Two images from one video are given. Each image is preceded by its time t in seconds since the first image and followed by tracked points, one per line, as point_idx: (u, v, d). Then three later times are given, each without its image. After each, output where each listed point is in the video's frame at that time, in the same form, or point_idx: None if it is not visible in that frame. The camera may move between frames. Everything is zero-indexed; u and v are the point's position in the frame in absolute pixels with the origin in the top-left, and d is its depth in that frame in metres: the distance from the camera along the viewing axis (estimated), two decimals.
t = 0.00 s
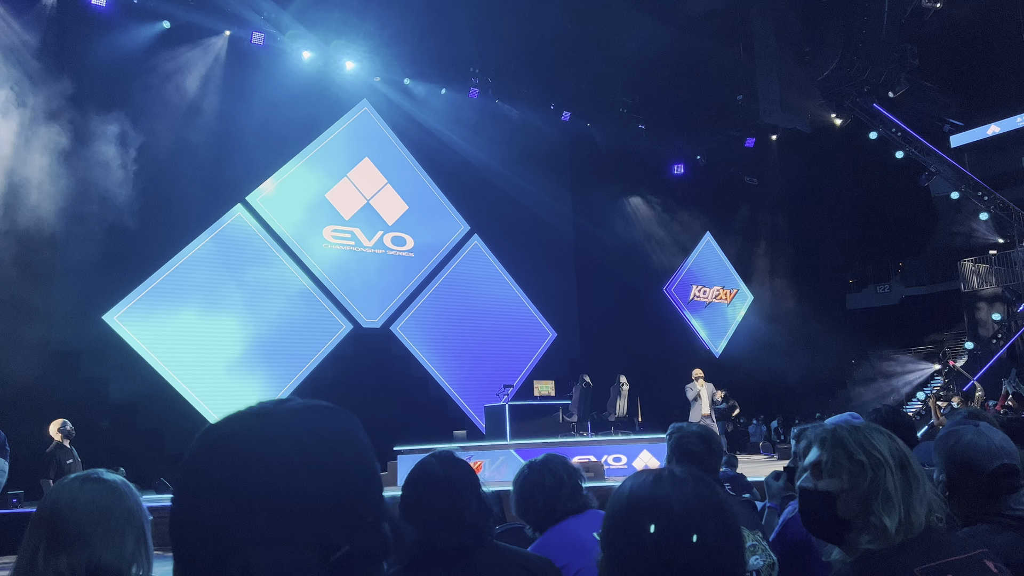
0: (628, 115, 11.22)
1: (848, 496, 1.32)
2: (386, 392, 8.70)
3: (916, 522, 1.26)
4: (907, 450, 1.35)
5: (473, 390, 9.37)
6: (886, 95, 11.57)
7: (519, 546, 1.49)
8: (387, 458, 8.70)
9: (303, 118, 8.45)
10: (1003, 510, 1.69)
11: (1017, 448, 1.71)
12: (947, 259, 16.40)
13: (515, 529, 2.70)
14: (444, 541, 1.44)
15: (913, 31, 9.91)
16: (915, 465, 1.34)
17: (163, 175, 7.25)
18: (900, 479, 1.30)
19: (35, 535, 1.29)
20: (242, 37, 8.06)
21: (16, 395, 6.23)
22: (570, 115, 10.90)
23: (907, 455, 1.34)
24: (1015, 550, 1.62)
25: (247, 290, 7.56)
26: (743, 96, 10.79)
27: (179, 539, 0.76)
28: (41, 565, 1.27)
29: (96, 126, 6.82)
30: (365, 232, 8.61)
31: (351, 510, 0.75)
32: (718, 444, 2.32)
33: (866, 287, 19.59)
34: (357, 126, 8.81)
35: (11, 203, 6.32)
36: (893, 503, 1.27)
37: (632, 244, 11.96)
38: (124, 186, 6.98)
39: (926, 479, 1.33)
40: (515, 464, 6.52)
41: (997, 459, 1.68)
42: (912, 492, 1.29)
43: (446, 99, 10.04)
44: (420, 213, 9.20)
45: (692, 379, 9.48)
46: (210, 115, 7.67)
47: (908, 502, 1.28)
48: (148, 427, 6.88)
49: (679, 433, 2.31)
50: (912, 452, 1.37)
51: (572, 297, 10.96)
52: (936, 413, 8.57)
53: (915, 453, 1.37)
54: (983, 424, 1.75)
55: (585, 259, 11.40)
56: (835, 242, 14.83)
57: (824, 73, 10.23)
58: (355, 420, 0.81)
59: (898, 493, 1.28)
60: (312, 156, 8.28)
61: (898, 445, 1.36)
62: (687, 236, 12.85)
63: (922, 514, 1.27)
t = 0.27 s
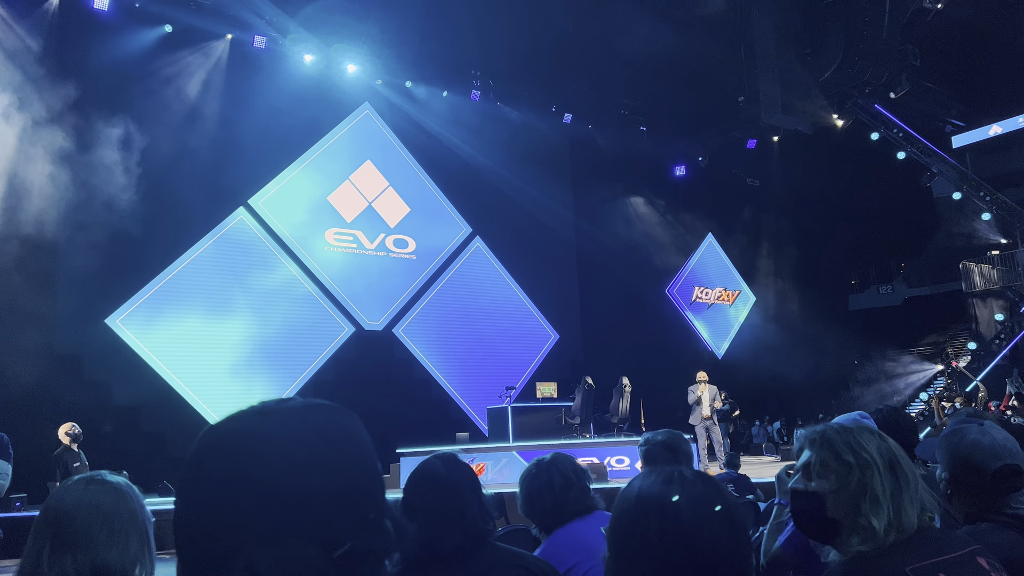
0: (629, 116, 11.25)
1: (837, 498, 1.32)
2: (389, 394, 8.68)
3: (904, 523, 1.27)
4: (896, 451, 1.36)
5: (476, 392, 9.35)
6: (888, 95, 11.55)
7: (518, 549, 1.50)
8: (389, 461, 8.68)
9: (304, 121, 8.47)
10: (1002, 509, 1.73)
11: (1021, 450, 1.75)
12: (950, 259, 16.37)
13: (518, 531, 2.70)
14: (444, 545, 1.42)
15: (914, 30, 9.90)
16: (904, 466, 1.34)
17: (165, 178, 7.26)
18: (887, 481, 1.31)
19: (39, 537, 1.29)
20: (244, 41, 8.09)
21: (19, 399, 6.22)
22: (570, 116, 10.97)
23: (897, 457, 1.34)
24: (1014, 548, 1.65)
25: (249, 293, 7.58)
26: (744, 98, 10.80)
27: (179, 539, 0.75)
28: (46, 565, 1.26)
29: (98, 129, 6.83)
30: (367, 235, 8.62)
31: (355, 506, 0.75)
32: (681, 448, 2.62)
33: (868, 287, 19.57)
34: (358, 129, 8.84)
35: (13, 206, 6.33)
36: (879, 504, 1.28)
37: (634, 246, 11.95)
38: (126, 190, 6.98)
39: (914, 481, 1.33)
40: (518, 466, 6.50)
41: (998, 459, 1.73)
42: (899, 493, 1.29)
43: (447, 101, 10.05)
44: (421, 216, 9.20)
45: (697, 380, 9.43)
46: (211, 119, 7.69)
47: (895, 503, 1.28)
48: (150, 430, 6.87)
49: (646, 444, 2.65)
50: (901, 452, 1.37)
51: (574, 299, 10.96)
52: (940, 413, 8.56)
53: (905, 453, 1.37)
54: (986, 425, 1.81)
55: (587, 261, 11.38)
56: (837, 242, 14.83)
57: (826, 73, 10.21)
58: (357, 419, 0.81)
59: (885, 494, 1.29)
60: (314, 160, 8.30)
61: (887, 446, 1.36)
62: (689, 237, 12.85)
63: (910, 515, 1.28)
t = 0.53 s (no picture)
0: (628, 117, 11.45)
1: (820, 493, 1.41)
2: (388, 395, 8.69)
3: (887, 516, 1.30)
4: (883, 446, 1.39)
5: (475, 393, 9.36)
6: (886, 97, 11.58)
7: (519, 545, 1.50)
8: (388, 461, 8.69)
9: (303, 121, 8.48)
10: (1000, 507, 1.75)
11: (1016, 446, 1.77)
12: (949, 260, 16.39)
13: (517, 530, 2.71)
14: (441, 541, 1.44)
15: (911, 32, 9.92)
16: (892, 461, 1.38)
17: (164, 178, 7.27)
18: (868, 476, 1.36)
19: (40, 535, 1.30)
20: (243, 41, 8.09)
21: (19, 399, 6.24)
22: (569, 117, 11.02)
23: (882, 452, 1.38)
24: (1011, 547, 1.69)
25: (247, 294, 7.59)
26: (742, 99, 10.83)
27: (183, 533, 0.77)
28: (47, 563, 1.28)
29: (97, 129, 6.84)
30: (366, 236, 8.63)
31: (354, 497, 0.76)
32: (663, 448, 2.74)
33: (867, 288, 19.62)
34: (357, 130, 8.85)
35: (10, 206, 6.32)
36: (857, 499, 1.34)
37: (633, 246, 11.96)
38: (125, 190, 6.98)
39: (903, 476, 1.36)
40: (517, 466, 6.51)
41: (995, 455, 1.74)
42: (881, 488, 1.34)
43: (446, 102, 10.12)
44: (420, 216, 9.21)
45: (696, 381, 9.46)
46: (211, 119, 7.70)
47: (875, 497, 1.33)
48: (149, 430, 6.88)
49: (630, 445, 2.75)
50: (892, 447, 1.40)
51: (573, 299, 10.98)
52: (938, 413, 8.58)
53: (896, 449, 1.40)
54: (982, 422, 1.83)
55: (586, 261, 11.40)
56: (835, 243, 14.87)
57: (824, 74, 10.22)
58: (357, 411, 0.82)
59: (863, 489, 1.35)
60: (312, 160, 8.31)
61: (874, 442, 1.40)
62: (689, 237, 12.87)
63: (895, 508, 1.30)
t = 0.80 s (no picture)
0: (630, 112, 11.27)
1: (815, 485, 1.41)
2: (386, 390, 8.67)
3: (868, 513, 1.31)
4: (864, 439, 1.37)
5: (474, 388, 9.38)
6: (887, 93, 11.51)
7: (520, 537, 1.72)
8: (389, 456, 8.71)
9: (304, 116, 8.47)
10: (998, 499, 1.78)
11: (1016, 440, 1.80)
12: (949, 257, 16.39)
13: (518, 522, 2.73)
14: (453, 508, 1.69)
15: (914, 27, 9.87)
16: (874, 452, 1.36)
17: (164, 173, 7.26)
18: (847, 471, 1.36)
19: (44, 521, 1.38)
20: (243, 36, 8.07)
21: (21, 393, 6.23)
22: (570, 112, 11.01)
23: (861, 441, 1.37)
24: (1009, 540, 1.70)
25: (247, 289, 7.61)
26: (742, 95, 10.80)
27: (198, 512, 0.80)
28: (50, 547, 1.35)
29: (97, 123, 6.82)
30: (366, 231, 8.63)
31: (365, 480, 0.79)
32: (662, 441, 2.71)
33: (866, 285, 19.64)
34: (357, 125, 8.85)
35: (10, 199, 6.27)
36: (837, 495, 1.36)
37: (633, 241, 11.93)
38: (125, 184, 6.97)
39: (884, 466, 1.35)
40: (516, 462, 6.53)
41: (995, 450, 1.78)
42: (861, 483, 1.34)
43: (446, 97, 10.01)
44: (420, 211, 9.21)
45: (697, 378, 9.51)
46: (210, 113, 7.69)
47: (856, 493, 1.34)
48: (150, 425, 6.89)
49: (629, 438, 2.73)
50: (874, 438, 1.37)
51: (573, 295, 10.99)
52: (937, 409, 8.61)
53: (880, 438, 1.37)
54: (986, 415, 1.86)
55: (586, 257, 11.39)
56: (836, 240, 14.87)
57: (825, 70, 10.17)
58: (368, 394, 0.84)
59: (843, 486, 1.35)
60: (312, 155, 8.30)
61: (854, 435, 1.38)
62: (688, 234, 12.87)
63: (874, 503, 1.31)
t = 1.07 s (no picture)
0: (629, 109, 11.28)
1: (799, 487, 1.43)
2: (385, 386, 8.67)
3: (814, 516, 1.38)
4: (813, 443, 1.41)
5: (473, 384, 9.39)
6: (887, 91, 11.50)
7: (517, 530, 1.72)
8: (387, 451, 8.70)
9: (303, 111, 8.45)
10: (1001, 497, 1.82)
11: None
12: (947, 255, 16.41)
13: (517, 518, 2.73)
14: (451, 495, 1.69)
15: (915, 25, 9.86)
16: (823, 456, 1.39)
17: (163, 168, 7.24)
18: (801, 475, 1.42)
19: (36, 513, 1.38)
20: (242, 30, 8.05)
21: (18, 388, 6.20)
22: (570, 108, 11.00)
23: (840, 442, 1.38)
24: (1008, 535, 1.72)
25: (246, 283, 7.61)
26: (743, 92, 10.78)
27: (201, 500, 0.80)
28: (43, 539, 1.36)
29: (96, 117, 6.79)
30: (365, 226, 8.62)
31: (367, 470, 0.78)
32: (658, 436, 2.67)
33: (865, 283, 19.66)
34: (357, 120, 8.83)
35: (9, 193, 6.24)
36: (797, 497, 1.43)
37: (632, 237, 11.92)
38: (124, 179, 6.94)
39: (832, 470, 1.37)
40: (515, 457, 6.54)
41: (998, 451, 1.85)
42: (810, 487, 1.40)
43: (446, 92, 10.10)
44: (419, 207, 9.20)
45: (700, 375, 9.44)
46: (209, 108, 7.66)
47: (806, 497, 1.40)
48: (148, 419, 6.88)
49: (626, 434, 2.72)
50: (826, 441, 1.39)
51: (571, 291, 10.99)
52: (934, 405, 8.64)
53: (832, 441, 1.39)
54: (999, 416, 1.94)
55: (585, 253, 11.38)
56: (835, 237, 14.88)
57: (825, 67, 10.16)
58: (371, 384, 0.84)
59: (795, 489, 1.43)
60: (312, 150, 8.28)
61: (808, 440, 1.43)
62: (688, 230, 12.86)
63: (820, 507, 1.37)
